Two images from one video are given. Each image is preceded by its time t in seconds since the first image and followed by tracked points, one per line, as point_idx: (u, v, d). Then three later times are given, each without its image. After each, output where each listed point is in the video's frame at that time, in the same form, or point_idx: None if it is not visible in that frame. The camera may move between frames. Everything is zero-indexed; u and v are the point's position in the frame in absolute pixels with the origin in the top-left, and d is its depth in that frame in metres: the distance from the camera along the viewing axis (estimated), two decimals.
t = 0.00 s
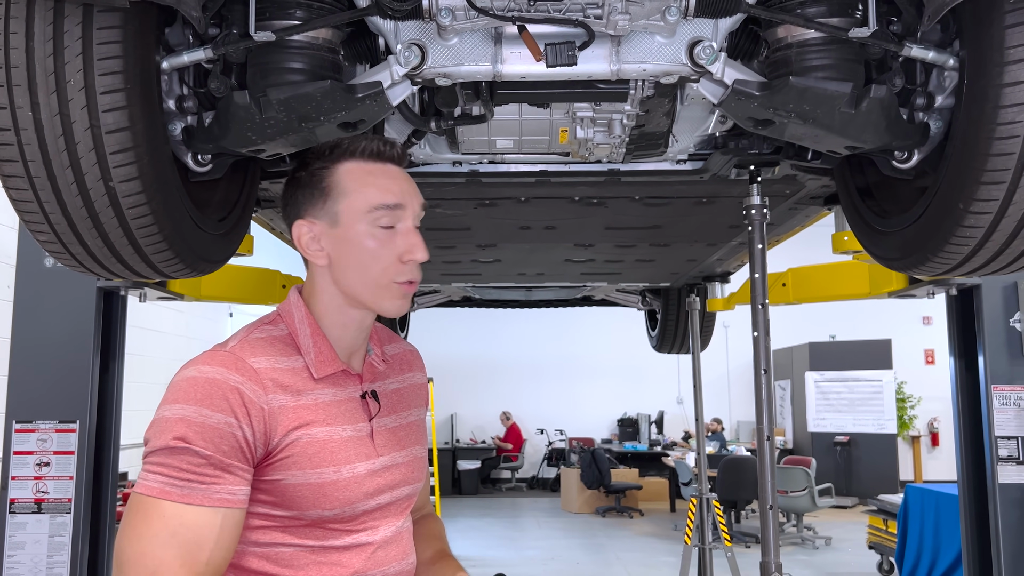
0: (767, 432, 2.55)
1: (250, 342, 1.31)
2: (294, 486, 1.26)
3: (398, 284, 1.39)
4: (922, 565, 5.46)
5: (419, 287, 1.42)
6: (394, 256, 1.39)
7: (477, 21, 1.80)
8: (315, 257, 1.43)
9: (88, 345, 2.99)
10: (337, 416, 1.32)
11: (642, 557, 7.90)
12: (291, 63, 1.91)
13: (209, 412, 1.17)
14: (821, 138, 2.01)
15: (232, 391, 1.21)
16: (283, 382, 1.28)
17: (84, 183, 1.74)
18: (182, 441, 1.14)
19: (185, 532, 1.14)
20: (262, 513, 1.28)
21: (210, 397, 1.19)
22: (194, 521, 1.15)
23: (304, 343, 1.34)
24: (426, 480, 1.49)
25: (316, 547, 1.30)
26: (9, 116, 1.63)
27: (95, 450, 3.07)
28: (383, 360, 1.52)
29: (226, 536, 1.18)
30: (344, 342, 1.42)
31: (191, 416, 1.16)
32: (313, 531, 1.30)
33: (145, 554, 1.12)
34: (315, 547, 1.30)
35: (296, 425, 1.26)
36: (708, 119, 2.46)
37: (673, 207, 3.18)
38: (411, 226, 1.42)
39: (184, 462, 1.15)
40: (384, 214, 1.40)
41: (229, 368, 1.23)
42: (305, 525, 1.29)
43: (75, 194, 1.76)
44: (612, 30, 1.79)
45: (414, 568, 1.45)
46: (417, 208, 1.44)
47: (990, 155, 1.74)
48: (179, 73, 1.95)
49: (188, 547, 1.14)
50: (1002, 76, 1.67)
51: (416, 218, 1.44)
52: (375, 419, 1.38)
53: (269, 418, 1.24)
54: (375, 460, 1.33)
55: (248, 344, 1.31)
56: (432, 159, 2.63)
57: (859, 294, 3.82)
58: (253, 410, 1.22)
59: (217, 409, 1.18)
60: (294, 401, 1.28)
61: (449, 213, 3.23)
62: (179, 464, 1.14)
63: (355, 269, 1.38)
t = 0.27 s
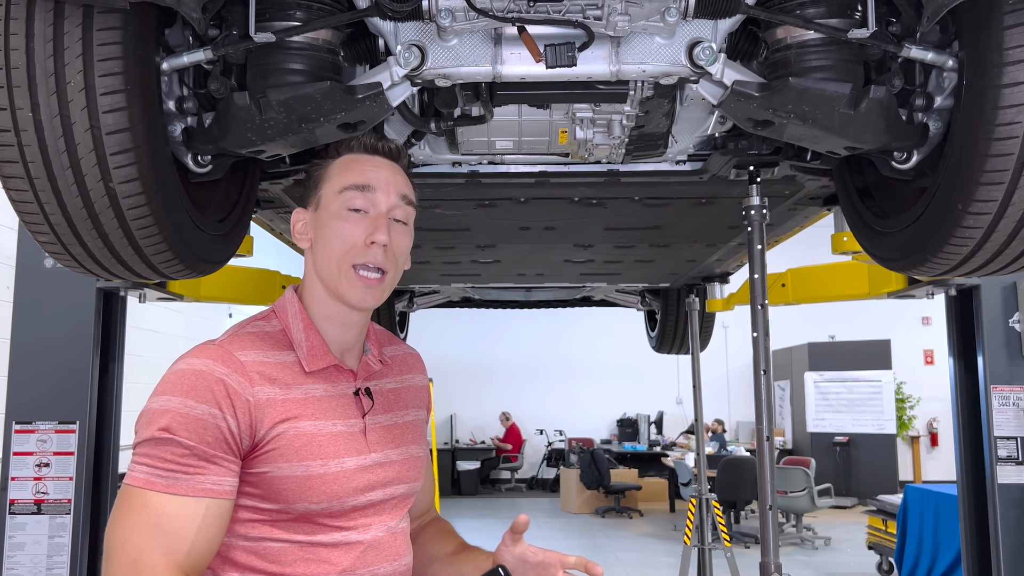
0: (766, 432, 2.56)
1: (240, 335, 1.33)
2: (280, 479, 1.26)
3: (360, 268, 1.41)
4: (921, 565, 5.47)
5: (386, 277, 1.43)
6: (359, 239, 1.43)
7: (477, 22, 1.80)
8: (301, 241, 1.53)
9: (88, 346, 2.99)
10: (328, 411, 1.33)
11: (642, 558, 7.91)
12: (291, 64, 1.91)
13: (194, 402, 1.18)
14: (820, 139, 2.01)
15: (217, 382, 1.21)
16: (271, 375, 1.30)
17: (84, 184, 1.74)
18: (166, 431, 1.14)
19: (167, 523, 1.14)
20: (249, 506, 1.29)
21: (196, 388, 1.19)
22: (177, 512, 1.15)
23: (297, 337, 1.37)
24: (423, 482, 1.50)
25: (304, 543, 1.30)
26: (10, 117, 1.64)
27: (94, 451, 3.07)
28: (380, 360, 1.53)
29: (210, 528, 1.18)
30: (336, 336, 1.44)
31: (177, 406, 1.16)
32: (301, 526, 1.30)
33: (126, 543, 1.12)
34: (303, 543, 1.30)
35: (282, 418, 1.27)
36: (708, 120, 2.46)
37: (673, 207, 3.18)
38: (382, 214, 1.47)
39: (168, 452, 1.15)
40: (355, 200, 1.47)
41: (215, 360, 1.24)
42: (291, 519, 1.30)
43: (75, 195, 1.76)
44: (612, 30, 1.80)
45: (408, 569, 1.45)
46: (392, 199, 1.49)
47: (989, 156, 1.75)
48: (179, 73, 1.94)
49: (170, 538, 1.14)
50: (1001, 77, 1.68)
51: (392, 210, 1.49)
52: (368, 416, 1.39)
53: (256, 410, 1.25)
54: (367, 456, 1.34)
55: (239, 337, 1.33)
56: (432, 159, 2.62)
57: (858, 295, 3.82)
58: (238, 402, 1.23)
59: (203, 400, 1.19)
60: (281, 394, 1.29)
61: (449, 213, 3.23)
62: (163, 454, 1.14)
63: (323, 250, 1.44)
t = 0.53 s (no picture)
0: (766, 432, 2.57)
1: (245, 329, 1.34)
2: (281, 470, 1.27)
3: (363, 261, 1.42)
4: (920, 565, 5.47)
5: (389, 269, 1.44)
6: (362, 234, 1.45)
7: (477, 24, 1.80)
8: (306, 242, 1.55)
9: (88, 347, 2.99)
10: (331, 406, 1.33)
11: (642, 558, 7.91)
12: (291, 65, 1.91)
13: (199, 391, 1.18)
14: (820, 141, 2.01)
15: (222, 371, 1.22)
16: (275, 368, 1.30)
17: (84, 186, 1.74)
18: (170, 419, 1.14)
19: (171, 510, 1.13)
20: (251, 499, 1.28)
21: (201, 377, 1.20)
22: (181, 499, 1.14)
23: (301, 332, 1.38)
24: (424, 484, 1.50)
25: (304, 538, 1.30)
26: (10, 119, 1.64)
27: (94, 452, 3.07)
28: (383, 361, 1.54)
29: (213, 516, 1.17)
30: (340, 331, 1.45)
31: (181, 395, 1.17)
32: (301, 520, 1.30)
33: (129, 531, 1.10)
34: (302, 538, 1.30)
35: (285, 410, 1.28)
36: (708, 121, 2.46)
37: (673, 208, 3.18)
38: (384, 210, 1.49)
39: (173, 441, 1.14)
40: (357, 197, 1.49)
41: (220, 350, 1.25)
42: (292, 512, 1.30)
43: (75, 197, 1.76)
44: (612, 32, 1.80)
45: (408, 570, 1.44)
46: (394, 195, 1.51)
47: (988, 156, 1.75)
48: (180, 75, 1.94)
49: (174, 524, 1.13)
50: (1000, 78, 1.68)
51: (394, 208, 1.51)
52: (371, 414, 1.40)
53: (259, 401, 1.26)
54: (368, 453, 1.35)
55: (243, 331, 1.34)
56: (432, 160, 2.62)
57: (858, 296, 3.82)
58: (242, 392, 1.23)
59: (207, 389, 1.19)
60: (284, 386, 1.29)
61: (449, 214, 3.23)
62: (167, 443, 1.13)
63: (327, 246, 1.45)
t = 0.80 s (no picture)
0: (766, 433, 2.57)
1: (251, 328, 1.34)
2: (285, 468, 1.27)
3: (370, 270, 1.42)
4: (920, 566, 5.47)
5: (397, 279, 1.44)
6: (372, 243, 1.45)
7: (476, 25, 1.80)
8: (319, 246, 1.55)
9: (87, 348, 2.99)
10: (335, 406, 1.33)
11: (642, 559, 7.91)
12: (291, 67, 1.91)
13: (205, 387, 1.18)
14: (819, 142, 2.01)
15: (228, 368, 1.22)
16: (281, 366, 1.31)
17: (84, 187, 1.74)
18: (175, 413, 1.13)
19: (171, 504, 1.11)
20: (254, 496, 1.28)
21: (207, 372, 1.20)
22: (182, 493, 1.12)
23: (307, 333, 1.38)
24: (425, 487, 1.50)
25: (307, 538, 1.30)
26: (10, 121, 1.64)
27: (94, 453, 3.07)
28: (387, 365, 1.54)
29: (214, 511, 1.15)
30: (345, 336, 1.45)
31: (187, 390, 1.16)
32: (304, 519, 1.30)
33: (129, 522, 1.09)
34: (305, 537, 1.30)
35: (289, 408, 1.28)
36: (707, 122, 2.46)
37: (673, 209, 3.18)
38: (395, 220, 1.48)
39: (176, 434, 1.13)
40: (370, 205, 1.49)
41: (227, 347, 1.25)
42: (295, 511, 1.30)
43: (75, 198, 1.76)
44: (611, 33, 1.80)
45: (409, 572, 1.45)
46: (406, 206, 1.50)
47: (987, 157, 1.75)
48: (179, 76, 1.94)
49: (174, 519, 1.11)
50: (999, 79, 1.68)
51: (406, 219, 1.50)
52: (374, 416, 1.40)
53: (265, 398, 1.26)
54: (371, 454, 1.35)
55: (249, 330, 1.34)
56: (432, 162, 2.62)
57: (857, 296, 3.82)
58: (247, 388, 1.23)
59: (213, 384, 1.19)
60: (289, 385, 1.29)
61: (448, 215, 3.24)
62: (171, 436, 1.12)
63: (337, 251, 1.46)
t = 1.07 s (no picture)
0: (766, 433, 2.57)
1: (254, 331, 1.34)
2: (293, 468, 1.27)
3: (376, 271, 1.42)
4: (920, 566, 5.47)
5: (402, 280, 1.44)
6: (377, 243, 1.44)
7: (477, 25, 1.80)
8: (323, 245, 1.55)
9: (87, 349, 2.99)
10: (340, 406, 1.33)
11: (642, 559, 7.90)
12: (291, 67, 1.91)
13: (211, 390, 1.17)
14: (819, 142, 2.01)
15: (234, 370, 1.22)
16: (286, 367, 1.31)
17: (84, 188, 1.74)
18: (182, 416, 1.13)
19: (178, 507, 1.10)
20: (263, 497, 1.28)
21: (213, 375, 1.19)
22: (189, 496, 1.12)
23: (311, 334, 1.38)
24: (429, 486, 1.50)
25: (316, 537, 1.30)
26: (10, 121, 1.64)
27: (94, 455, 3.07)
28: (389, 364, 1.54)
29: (221, 514, 1.14)
30: (349, 335, 1.45)
31: (194, 393, 1.16)
32: (313, 519, 1.30)
33: (136, 525, 1.08)
34: (314, 537, 1.30)
35: (296, 409, 1.28)
36: (707, 122, 2.45)
37: (673, 209, 3.18)
38: (401, 221, 1.48)
39: (183, 438, 1.12)
40: (376, 206, 1.48)
41: (232, 349, 1.25)
42: (304, 511, 1.30)
43: (75, 199, 1.76)
44: (611, 33, 1.80)
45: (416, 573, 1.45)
46: (411, 207, 1.50)
47: (988, 157, 1.75)
48: (179, 77, 1.94)
49: (181, 522, 1.10)
50: (999, 79, 1.68)
51: (411, 220, 1.50)
52: (378, 415, 1.40)
53: (271, 400, 1.26)
54: (377, 453, 1.35)
55: (253, 332, 1.34)
56: (432, 162, 2.62)
57: (856, 296, 3.82)
58: (254, 390, 1.23)
59: (220, 387, 1.19)
60: (295, 386, 1.29)
61: (448, 215, 3.24)
62: (178, 440, 1.12)
63: (342, 252, 1.45)
